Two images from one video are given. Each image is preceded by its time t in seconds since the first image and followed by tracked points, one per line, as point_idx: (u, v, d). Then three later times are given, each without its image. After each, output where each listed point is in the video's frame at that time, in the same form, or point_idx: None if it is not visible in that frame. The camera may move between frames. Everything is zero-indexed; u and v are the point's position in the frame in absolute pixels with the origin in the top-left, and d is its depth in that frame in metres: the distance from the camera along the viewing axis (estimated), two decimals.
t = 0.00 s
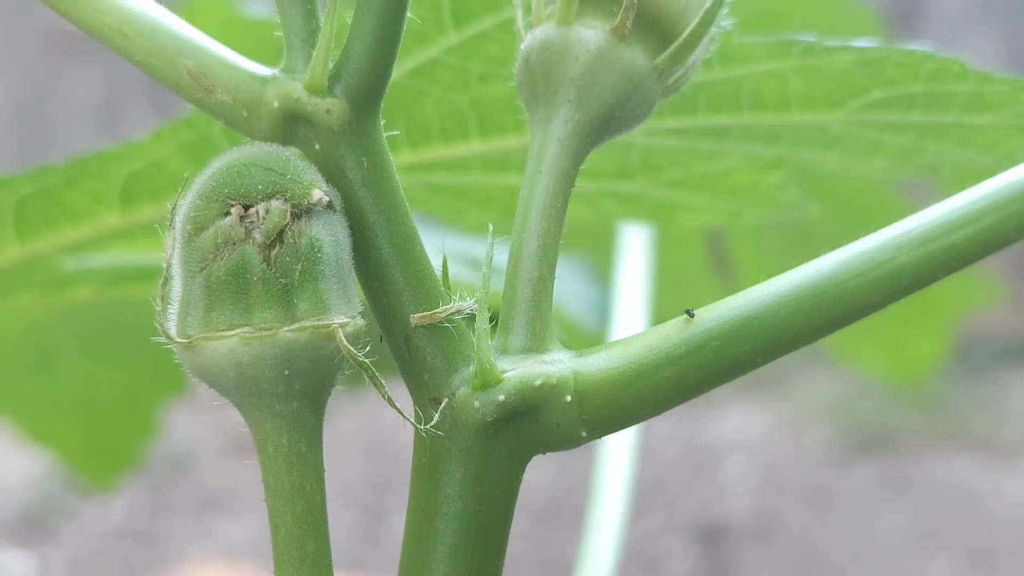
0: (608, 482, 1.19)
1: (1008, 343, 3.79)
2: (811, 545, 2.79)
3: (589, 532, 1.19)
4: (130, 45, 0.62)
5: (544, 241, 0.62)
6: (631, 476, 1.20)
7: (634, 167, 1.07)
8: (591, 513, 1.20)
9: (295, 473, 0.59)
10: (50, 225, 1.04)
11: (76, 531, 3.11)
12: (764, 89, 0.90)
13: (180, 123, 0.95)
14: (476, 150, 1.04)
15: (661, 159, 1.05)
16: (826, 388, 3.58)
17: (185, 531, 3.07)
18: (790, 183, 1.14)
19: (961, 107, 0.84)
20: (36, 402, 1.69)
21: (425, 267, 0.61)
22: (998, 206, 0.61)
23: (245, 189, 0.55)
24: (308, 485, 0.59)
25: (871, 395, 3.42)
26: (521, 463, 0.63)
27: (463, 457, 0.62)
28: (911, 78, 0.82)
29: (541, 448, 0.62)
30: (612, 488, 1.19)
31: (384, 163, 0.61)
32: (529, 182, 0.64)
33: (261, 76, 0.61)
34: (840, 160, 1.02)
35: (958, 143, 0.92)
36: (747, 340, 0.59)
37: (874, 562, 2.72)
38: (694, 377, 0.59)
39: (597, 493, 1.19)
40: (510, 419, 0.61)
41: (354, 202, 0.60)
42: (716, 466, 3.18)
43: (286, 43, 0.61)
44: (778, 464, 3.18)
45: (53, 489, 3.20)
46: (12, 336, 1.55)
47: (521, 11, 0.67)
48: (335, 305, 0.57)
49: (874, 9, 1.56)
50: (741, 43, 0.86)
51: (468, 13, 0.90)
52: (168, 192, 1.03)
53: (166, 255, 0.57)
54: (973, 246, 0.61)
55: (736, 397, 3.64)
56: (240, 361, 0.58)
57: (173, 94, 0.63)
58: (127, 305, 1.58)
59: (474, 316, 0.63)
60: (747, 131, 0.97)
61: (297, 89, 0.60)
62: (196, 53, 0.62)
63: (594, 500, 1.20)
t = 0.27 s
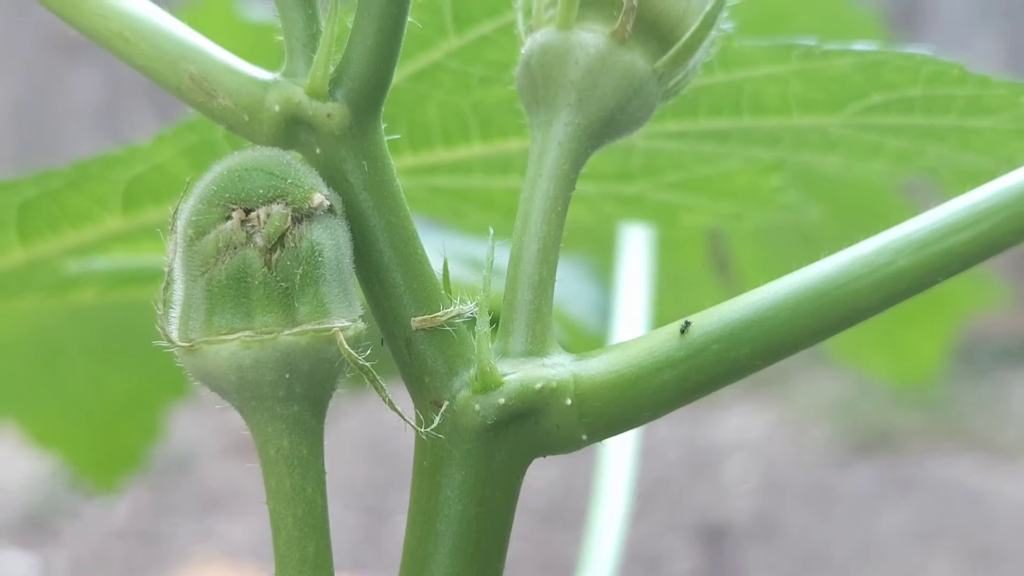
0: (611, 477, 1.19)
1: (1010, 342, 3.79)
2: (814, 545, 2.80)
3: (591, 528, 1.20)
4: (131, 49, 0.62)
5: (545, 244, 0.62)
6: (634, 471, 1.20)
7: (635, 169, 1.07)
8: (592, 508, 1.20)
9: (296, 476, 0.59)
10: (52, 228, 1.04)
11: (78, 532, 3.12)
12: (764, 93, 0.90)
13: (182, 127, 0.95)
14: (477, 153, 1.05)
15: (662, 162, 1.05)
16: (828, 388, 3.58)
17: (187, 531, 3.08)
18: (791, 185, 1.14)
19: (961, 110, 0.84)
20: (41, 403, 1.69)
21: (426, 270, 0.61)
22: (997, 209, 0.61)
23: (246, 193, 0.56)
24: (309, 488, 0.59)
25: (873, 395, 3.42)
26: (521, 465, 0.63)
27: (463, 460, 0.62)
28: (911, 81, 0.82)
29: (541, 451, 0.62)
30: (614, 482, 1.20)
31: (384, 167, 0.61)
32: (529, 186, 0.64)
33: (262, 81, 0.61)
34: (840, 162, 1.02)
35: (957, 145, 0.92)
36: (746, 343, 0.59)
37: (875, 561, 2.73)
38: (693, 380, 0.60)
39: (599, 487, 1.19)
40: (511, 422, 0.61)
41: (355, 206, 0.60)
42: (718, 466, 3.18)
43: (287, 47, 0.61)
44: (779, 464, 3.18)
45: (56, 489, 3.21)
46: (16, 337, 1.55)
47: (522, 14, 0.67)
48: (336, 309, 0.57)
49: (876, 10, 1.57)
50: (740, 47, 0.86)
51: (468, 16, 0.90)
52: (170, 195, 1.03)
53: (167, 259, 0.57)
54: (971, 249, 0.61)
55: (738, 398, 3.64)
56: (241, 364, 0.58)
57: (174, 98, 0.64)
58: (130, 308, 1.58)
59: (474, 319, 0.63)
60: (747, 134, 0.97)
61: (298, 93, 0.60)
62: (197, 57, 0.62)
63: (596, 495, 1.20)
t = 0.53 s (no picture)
0: (609, 480, 1.19)
1: (1012, 342, 3.79)
2: (816, 546, 2.80)
3: (590, 531, 1.20)
4: (130, 50, 0.63)
5: (543, 246, 0.63)
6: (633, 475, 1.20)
7: (636, 169, 1.07)
8: (591, 510, 1.20)
9: (295, 477, 0.60)
10: (52, 228, 1.05)
11: (80, 532, 3.12)
12: (764, 93, 0.90)
13: (182, 127, 0.95)
14: (477, 153, 1.05)
15: (662, 162, 1.05)
16: (831, 389, 3.58)
17: (189, 532, 3.08)
18: (792, 185, 1.14)
19: (961, 109, 0.84)
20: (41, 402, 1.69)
21: (425, 271, 0.61)
22: (996, 210, 0.61)
23: (245, 195, 0.56)
24: (308, 489, 0.59)
25: (875, 395, 3.42)
26: (520, 467, 0.63)
27: (462, 461, 0.62)
28: (910, 81, 0.82)
29: (540, 453, 0.62)
30: (612, 486, 1.19)
31: (383, 169, 0.61)
32: (528, 187, 0.64)
33: (260, 82, 0.61)
34: (840, 162, 1.02)
35: (957, 145, 0.92)
36: (745, 344, 0.59)
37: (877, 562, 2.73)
38: (692, 381, 0.60)
39: (597, 490, 1.19)
40: (510, 424, 0.61)
41: (353, 207, 0.60)
42: (721, 467, 3.19)
43: (286, 49, 0.61)
44: (782, 464, 3.18)
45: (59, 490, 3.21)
46: (15, 339, 1.54)
47: (521, 15, 0.67)
48: (335, 310, 0.57)
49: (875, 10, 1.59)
50: (740, 47, 0.86)
51: (468, 16, 0.90)
52: (170, 195, 1.03)
53: (166, 261, 0.57)
54: (971, 250, 0.61)
55: (741, 399, 3.64)
56: (240, 366, 0.58)
57: (174, 100, 0.64)
58: (130, 311, 1.57)
59: (473, 321, 0.63)
60: (746, 134, 0.97)
61: (297, 95, 0.60)
62: (196, 58, 0.62)
63: (594, 498, 1.20)
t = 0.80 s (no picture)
0: (611, 487, 1.19)
1: (1014, 344, 3.80)
2: (817, 547, 2.79)
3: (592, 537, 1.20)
4: (133, 56, 0.63)
5: (544, 250, 0.63)
6: (636, 480, 1.20)
7: (637, 175, 1.07)
8: (593, 517, 1.20)
9: (296, 480, 0.60)
10: (55, 233, 1.05)
11: (82, 534, 3.12)
12: (764, 99, 0.91)
13: (185, 132, 0.95)
14: (478, 159, 1.05)
15: (663, 168, 1.06)
16: (832, 392, 3.59)
17: (190, 533, 3.08)
18: (792, 190, 1.14)
19: (961, 116, 0.85)
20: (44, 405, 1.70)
21: (426, 275, 0.62)
22: (995, 215, 0.61)
23: (247, 200, 0.56)
24: (309, 492, 0.60)
25: (876, 398, 3.43)
26: (521, 471, 0.63)
27: (463, 464, 0.62)
28: (910, 88, 0.82)
29: (540, 456, 0.63)
30: (615, 494, 1.20)
31: (385, 174, 0.61)
32: (528, 192, 0.65)
33: (263, 88, 0.61)
34: (841, 167, 1.03)
35: (957, 152, 0.92)
36: (745, 348, 0.60)
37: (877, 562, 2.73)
38: (692, 385, 0.60)
39: (599, 497, 1.20)
40: (510, 427, 0.62)
41: (355, 211, 0.61)
42: (721, 468, 3.19)
43: (288, 54, 0.62)
44: (783, 465, 3.19)
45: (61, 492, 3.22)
46: (19, 346, 1.55)
47: (522, 21, 0.67)
48: (336, 314, 0.58)
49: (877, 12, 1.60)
50: (740, 54, 0.87)
51: (469, 23, 0.91)
52: (173, 199, 1.03)
53: (169, 265, 0.58)
54: (970, 255, 0.61)
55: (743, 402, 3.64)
56: (242, 370, 0.58)
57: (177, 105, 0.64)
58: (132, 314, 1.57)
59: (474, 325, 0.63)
60: (747, 140, 0.97)
61: (298, 100, 0.60)
62: (199, 64, 0.62)
63: (597, 504, 1.20)
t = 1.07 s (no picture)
0: (610, 488, 1.20)
1: (1014, 344, 3.80)
2: (816, 547, 2.79)
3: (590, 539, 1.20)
4: (129, 62, 0.63)
5: (538, 255, 0.63)
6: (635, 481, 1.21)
7: (633, 178, 1.07)
8: (592, 520, 1.20)
9: (291, 485, 0.60)
10: (53, 237, 1.05)
11: (81, 536, 3.13)
12: (758, 103, 0.91)
13: (182, 137, 0.96)
14: (474, 162, 1.05)
15: (658, 171, 1.06)
16: (832, 393, 3.59)
17: (190, 534, 3.08)
18: (787, 193, 1.14)
19: (954, 120, 0.85)
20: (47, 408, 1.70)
21: (420, 281, 0.62)
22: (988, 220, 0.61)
23: (242, 207, 0.56)
24: (304, 497, 0.60)
25: (875, 398, 3.43)
26: (515, 475, 0.63)
27: (457, 469, 0.62)
28: (903, 92, 0.83)
29: (534, 461, 0.63)
30: (614, 496, 1.20)
31: (380, 180, 0.62)
32: (523, 197, 0.65)
33: (259, 94, 0.62)
34: (835, 169, 1.03)
35: (952, 155, 0.93)
36: (739, 353, 0.60)
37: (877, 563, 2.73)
38: (686, 390, 0.60)
39: (599, 499, 1.20)
40: (505, 432, 0.62)
41: (350, 217, 0.61)
42: (721, 469, 3.20)
43: (283, 60, 0.62)
44: (783, 466, 3.19)
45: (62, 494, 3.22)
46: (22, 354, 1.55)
47: (516, 26, 0.67)
48: (330, 320, 0.58)
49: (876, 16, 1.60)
50: (734, 59, 0.87)
51: (465, 28, 0.91)
52: (170, 202, 1.04)
53: (164, 271, 0.58)
54: (964, 259, 0.61)
55: (742, 402, 3.65)
56: (237, 375, 0.59)
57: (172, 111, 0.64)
58: (130, 317, 1.57)
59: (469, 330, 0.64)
60: (741, 144, 0.98)
61: (293, 107, 0.61)
62: (194, 70, 0.62)
63: (596, 506, 1.20)
